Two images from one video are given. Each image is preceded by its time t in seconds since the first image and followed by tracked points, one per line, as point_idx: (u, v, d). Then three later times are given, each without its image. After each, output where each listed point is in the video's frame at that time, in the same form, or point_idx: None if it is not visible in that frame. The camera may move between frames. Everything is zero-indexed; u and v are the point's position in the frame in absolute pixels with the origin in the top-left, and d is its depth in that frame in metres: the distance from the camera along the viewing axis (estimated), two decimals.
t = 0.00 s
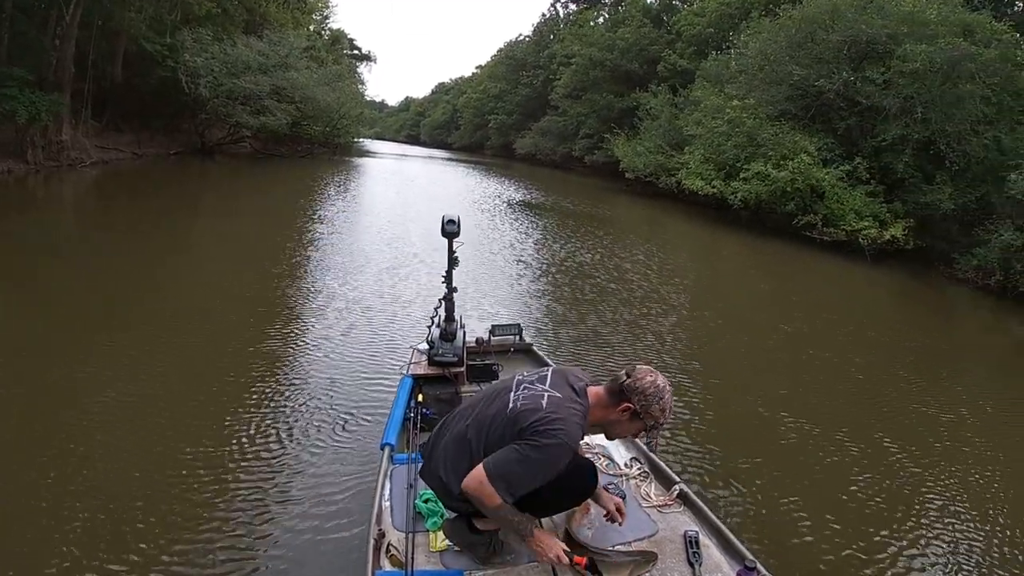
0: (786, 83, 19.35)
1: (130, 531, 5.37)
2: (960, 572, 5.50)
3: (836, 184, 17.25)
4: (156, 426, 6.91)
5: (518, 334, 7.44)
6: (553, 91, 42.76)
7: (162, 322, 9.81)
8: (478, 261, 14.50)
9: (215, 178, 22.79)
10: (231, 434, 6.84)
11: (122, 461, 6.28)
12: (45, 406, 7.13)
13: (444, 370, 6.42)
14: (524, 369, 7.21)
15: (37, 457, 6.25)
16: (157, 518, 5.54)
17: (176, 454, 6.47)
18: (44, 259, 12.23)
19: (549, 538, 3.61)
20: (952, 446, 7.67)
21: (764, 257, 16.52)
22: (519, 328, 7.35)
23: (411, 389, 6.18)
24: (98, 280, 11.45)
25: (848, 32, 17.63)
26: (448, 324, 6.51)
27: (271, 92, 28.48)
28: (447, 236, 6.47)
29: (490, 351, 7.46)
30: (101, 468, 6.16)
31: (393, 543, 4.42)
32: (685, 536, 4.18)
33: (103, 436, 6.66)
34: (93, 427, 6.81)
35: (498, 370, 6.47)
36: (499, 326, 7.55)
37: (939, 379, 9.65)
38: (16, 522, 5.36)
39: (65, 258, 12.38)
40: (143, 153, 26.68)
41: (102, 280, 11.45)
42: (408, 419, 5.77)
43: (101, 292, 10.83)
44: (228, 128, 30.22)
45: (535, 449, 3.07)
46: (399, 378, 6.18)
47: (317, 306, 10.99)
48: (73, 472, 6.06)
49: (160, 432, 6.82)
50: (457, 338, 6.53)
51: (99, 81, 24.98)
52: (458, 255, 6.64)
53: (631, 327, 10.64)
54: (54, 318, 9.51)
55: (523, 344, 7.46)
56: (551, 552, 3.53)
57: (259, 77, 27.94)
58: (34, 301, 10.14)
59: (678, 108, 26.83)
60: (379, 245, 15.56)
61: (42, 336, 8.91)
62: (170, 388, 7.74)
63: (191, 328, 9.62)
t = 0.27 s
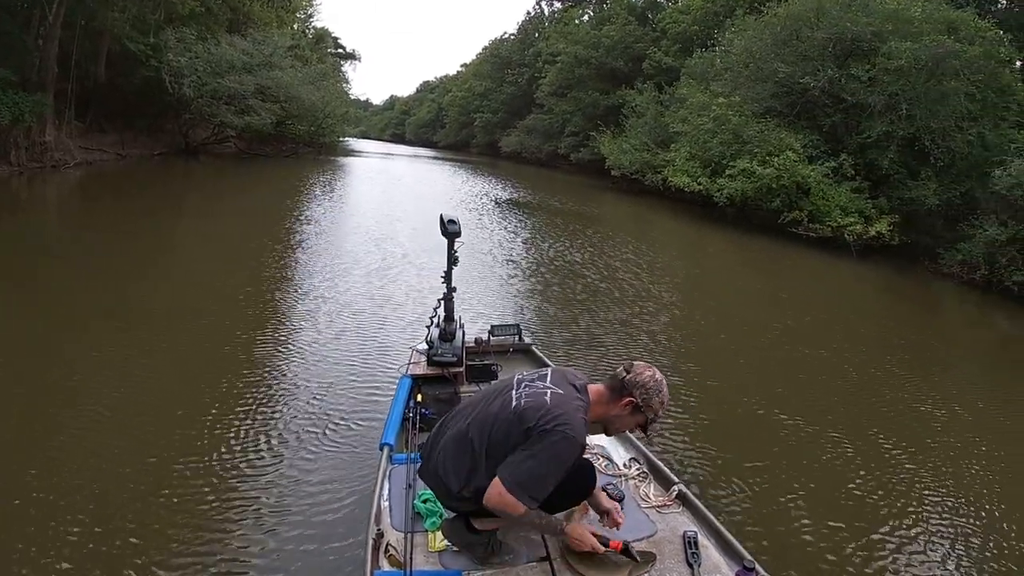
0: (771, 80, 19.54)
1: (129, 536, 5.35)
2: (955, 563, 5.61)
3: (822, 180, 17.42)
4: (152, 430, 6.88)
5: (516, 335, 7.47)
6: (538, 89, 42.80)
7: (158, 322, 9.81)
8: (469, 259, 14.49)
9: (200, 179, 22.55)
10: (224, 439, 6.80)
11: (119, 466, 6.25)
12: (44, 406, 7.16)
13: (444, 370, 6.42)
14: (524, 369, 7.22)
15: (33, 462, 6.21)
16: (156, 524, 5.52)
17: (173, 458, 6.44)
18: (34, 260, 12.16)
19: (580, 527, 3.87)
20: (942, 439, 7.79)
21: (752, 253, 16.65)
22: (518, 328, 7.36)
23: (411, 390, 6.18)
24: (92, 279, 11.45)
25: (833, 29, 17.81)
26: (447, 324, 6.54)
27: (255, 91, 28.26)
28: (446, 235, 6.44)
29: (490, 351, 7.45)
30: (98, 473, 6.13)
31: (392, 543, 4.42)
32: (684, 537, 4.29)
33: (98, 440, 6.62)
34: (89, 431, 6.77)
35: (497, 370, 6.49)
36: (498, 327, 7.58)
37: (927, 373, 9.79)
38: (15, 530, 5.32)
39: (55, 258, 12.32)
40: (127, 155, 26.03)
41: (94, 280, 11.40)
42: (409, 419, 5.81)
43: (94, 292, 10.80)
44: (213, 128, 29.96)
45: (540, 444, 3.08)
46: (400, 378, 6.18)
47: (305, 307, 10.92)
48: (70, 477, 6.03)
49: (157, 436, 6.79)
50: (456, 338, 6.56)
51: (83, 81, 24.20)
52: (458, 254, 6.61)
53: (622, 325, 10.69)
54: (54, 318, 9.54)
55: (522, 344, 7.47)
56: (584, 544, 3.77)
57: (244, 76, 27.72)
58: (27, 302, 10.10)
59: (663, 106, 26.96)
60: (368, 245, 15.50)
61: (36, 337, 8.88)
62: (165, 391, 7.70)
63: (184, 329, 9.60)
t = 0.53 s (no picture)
0: (757, 78, 19.76)
1: (131, 540, 5.34)
2: (949, 556, 5.73)
3: (808, 176, 17.59)
4: (149, 433, 6.86)
5: (516, 336, 7.49)
6: (524, 87, 42.80)
7: (153, 322, 9.84)
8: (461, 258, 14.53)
9: (185, 180, 22.33)
10: (218, 443, 6.77)
11: (117, 470, 6.23)
12: (43, 407, 7.18)
13: (444, 370, 6.40)
14: (523, 369, 7.24)
15: (30, 468, 6.18)
16: (158, 527, 5.52)
17: (172, 461, 6.43)
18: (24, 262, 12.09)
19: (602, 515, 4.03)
20: (932, 432, 7.92)
21: (739, 249, 16.80)
22: (517, 329, 7.39)
23: (410, 390, 6.18)
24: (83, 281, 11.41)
25: (818, 26, 17.97)
26: (446, 324, 6.54)
27: (240, 91, 28.05)
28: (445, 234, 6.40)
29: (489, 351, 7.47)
30: (97, 477, 6.11)
31: (392, 543, 4.44)
32: (683, 537, 4.36)
33: (95, 443, 6.60)
34: (86, 434, 6.75)
35: (497, 369, 6.59)
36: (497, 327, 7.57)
37: (916, 367, 9.93)
38: (14, 538, 5.29)
39: (45, 261, 12.25)
40: (110, 154, 25.79)
41: (84, 283, 11.34)
42: (408, 419, 5.83)
43: (85, 294, 10.76)
44: (198, 128, 29.70)
45: (547, 434, 3.35)
46: (399, 378, 6.19)
47: (294, 308, 10.92)
48: (69, 481, 6.01)
49: (154, 439, 6.77)
50: (455, 338, 6.57)
51: (65, 82, 23.35)
52: (458, 254, 6.60)
53: (613, 322, 10.74)
54: (55, 318, 9.60)
55: (521, 344, 7.49)
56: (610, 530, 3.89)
57: (228, 76, 27.49)
58: (18, 304, 10.06)
59: (649, 103, 27.06)
60: (358, 245, 15.48)
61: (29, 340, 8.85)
62: (160, 394, 7.67)
63: (179, 330, 9.61)
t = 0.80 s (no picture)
0: (743, 74, 19.84)
1: (133, 538, 5.33)
2: (942, 549, 5.82)
3: (794, 172, 17.73)
4: (146, 432, 6.82)
5: (516, 337, 7.49)
6: (509, 85, 42.81)
7: (148, 321, 9.81)
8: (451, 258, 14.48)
9: (170, 180, 22.10)
10: (211, 444, 6.72)
11: (116, 469, 6.20)
12: (39, 407, 7.13)
13: (444, 370, 6.40)
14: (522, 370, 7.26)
15: (26, 468, 6.12)
16: (162, 524, 5.50)
17: (168, 461, 6.40)
18: (12, 264, 12.00)
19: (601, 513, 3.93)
20: (923, 424, 8.03)
21: (727, 245, 16.90)
22: (517, 329, 7.37)
23: (410, 391, 6.18)
24: (75, 282, 11.32)
25: (804, 23, 18.10)
26: (446, 324, 6.54)
27: (225, 90, 27.84)
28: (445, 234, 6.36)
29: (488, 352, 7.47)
30: (100, 475, 6.09)
31: (392, 544, 4.45)
32: (683, 537, 4.39)
33: (93, 443, 6.56)
34: (82, 434, 6.71)
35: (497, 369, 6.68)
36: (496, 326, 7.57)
37: (904, 360, 10.07)
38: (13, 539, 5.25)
39: (38, 262, 12.22)
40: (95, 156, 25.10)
41: (76, 284, 11.29)
42: (408, 419, 5.83)
43: (77, 295, 10.71)
44: (183, 128, 29.37)
45: (554, 427, 3.46)
46: (399, 379, 6.17)
47: (282, 307, 10.84)
48: (69, 479, 5.98)
49: (154, 437, 6.76)
50: (455, 339, 6.59)
51: (49, 82, 23.04)
52: (458, 254, 6.59)
53: (605, 320, 10.80)
54: (54, 318, 9.62)
55: (520, 344, 7.50)
56: (611, 532, 3.87)
57: (213, 76, 27.23)
58: (11, 305, 10.00)
59: (635, 100, 27.15)
60: (348, 245, 15.36)
61: (24, 340, 8.81)
62: (156, 393, 7.65)
63: (173, 329, 9.57)
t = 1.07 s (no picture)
0: (731, 72, 19.88)
1: (135, 546, 5.35)
2: (933, 543, 5.91)
3: (783, 169, 17.83)
4: (144, 438, 6.83)
5: (515, 334, 7.53)
6: (497, 83, 42.80)
7: (143, 323, 9.81)
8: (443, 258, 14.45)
9: (157, 180, 21.93)
10: (205, 450, 6.72)
11: (115, 476, 6.21)
12: (36, 413, 7.13)
13: (443, 371, 6.41)
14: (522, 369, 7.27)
15: (24, 476, 6.13)
16: (164, 532, 5.54)
17: (166, 467, 6.40)
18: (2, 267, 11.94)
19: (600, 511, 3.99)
20: (913, 418, 8.15)
21: (716, 242, 17.03)
22: (516, 328, 7.45)
23: (409, 391, 6.22)
24: (66, 285, 11.28)
25: (792, 21, 18.18)
26: (445, 324, 6.56)
27: (212, 88, 27.59)
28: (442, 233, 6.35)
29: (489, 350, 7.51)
30: (99, 483, 6.11)
31: (392, 544, 4.52)
32: (684, 536, 4.45)
33: (91, 450, 6.57)
34: (80, 441, 6.71)
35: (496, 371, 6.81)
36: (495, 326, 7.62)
37: (893, 355, 10.20)
38: (13, 550, 5.26)
39: (29, 265, 12.16)
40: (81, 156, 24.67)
41: (67, 286, 11.24)
42: (407, 420, 5.86)
43: (69, 297, 10.68)
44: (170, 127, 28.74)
45: (553, 419, 3.51)
46: (398, 379, 6.22)
47: (272, 308, 10.79)
48: (69, 487, 6.00)
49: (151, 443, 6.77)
50: (454, 339, 6.62)
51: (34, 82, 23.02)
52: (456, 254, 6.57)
53: (597, 318, 10.85)
54: (53, 319, 9.68)
55: (520, 344, 7.54)
56: (611, 526, 3.91)
57: (199, 74, 26.90)
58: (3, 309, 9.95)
59: (623, 98, 27.24)
60: (338, 245, 15.28)
61: (18, 345, 8.78)
62: (152, 397, 7.64)
63: (168, 331, 9.57)
